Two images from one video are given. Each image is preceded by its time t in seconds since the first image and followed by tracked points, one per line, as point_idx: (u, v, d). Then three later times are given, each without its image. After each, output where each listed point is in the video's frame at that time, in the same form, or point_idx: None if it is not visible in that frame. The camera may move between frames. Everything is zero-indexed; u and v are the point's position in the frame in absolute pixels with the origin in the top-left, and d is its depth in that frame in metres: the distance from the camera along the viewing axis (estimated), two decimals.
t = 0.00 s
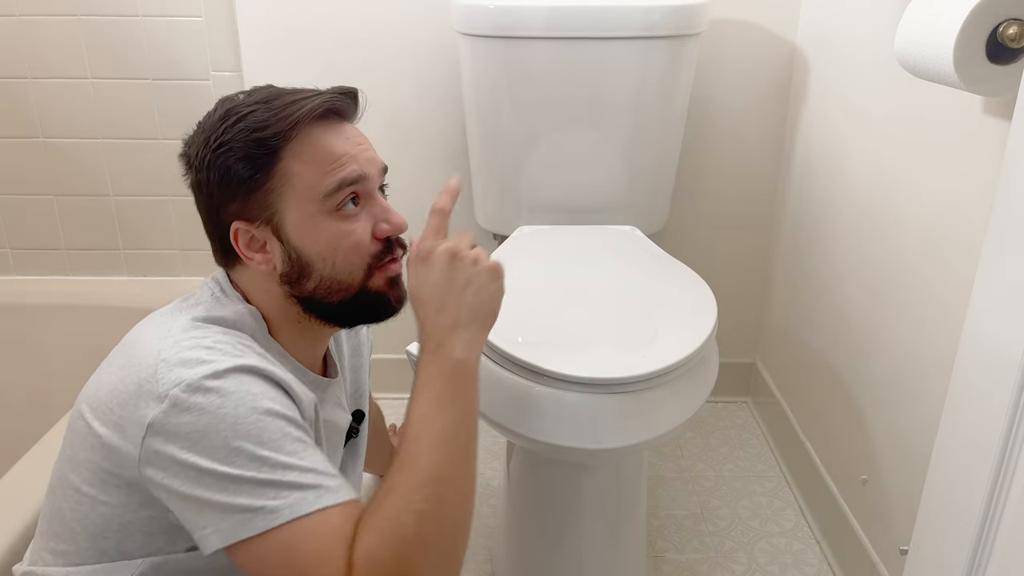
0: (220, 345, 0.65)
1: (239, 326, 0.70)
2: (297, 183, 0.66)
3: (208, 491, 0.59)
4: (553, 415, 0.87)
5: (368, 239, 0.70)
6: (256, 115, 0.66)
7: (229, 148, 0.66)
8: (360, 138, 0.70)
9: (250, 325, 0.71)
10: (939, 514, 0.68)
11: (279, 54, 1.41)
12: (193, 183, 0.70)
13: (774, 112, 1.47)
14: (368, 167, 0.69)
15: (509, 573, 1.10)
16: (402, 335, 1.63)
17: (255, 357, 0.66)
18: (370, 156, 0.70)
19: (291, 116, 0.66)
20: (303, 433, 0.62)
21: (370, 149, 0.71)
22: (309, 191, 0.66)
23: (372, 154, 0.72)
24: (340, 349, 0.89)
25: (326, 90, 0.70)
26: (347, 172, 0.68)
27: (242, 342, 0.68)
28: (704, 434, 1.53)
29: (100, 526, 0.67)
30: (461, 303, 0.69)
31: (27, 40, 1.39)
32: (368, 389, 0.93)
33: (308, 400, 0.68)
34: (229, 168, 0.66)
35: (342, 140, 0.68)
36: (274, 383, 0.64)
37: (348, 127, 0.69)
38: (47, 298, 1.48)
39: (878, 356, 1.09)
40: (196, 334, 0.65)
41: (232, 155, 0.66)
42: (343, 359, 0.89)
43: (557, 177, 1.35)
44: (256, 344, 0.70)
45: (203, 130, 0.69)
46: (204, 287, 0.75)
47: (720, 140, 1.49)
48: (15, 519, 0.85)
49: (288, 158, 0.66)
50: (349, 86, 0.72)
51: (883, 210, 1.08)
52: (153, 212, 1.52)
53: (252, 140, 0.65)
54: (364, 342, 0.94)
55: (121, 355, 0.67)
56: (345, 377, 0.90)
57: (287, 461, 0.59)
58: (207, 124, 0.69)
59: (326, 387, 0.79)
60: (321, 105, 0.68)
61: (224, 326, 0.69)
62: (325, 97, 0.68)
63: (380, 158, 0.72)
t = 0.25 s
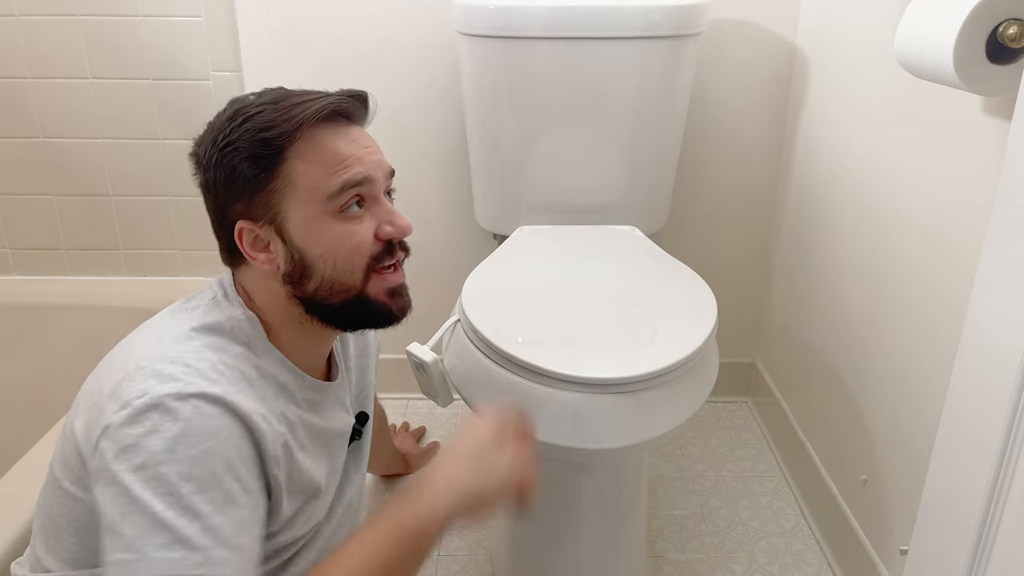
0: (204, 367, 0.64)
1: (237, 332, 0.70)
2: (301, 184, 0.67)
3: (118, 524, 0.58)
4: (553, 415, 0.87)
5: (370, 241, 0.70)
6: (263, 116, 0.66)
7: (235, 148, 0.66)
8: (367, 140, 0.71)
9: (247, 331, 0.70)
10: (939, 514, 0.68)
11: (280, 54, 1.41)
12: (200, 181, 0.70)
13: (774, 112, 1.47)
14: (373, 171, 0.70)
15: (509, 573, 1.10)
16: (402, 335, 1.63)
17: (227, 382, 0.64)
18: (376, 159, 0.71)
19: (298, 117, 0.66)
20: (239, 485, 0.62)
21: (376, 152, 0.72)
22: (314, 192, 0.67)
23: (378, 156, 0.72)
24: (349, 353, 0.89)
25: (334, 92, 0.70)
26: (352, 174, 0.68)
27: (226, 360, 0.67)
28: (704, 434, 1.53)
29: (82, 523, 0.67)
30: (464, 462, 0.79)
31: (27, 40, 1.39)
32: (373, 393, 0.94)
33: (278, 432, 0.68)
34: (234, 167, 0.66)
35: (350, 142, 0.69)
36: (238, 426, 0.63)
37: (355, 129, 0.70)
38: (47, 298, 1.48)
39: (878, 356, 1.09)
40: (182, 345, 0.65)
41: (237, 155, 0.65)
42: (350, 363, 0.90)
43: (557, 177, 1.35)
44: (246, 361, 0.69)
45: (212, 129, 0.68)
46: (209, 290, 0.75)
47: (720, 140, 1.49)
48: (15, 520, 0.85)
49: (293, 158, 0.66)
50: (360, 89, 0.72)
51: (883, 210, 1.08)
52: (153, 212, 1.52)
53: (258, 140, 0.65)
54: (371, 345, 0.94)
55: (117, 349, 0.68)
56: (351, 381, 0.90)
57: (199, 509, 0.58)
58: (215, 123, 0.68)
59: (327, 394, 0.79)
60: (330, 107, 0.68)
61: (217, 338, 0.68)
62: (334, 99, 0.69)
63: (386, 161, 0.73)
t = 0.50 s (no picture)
0: (175, 378, 0.64)
1: (226, 334, 0.71)
2: (294, 178, 0.68)
3: (46, 503, 0.61)
4: (552, 415, 0.87)
5: (342, 251, 0.68)
6: (291, 113, 0.69)
7: (263, 139, 0.70)
8: (381, 158, 0.70)
9: (237, 334, 0.71)
10: (940, 514, 0.68)
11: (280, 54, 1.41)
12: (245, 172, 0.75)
13: (774, 112, 1.47)
14: (368, 183, 0.69)
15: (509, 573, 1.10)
16: (402, 335, 1.63)
17: (188, 395, 0.64)
18: (383, 177, 0.70)
19: (315, 116, 0.68)
20: (160, 506, 0.62)
21: (392, 173, 0.71)
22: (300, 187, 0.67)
23: (392, 177, 0.71)
24: (355, 358, 0.89)
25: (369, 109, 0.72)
26: (343, 179, 0.68)
27: (201, 370, 0.67)
28: (704, 434, 1.53)
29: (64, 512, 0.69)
30: None
31: (27, 41, 1.39)
32: (377, 400, 0.94)
33: (238, 450, 0.68)
34: (256, 154, 0.69)
35: (356, 152, 0.69)
36: (186, 452, 0.63)
37: (370, 142, 0.70)
38: (46, 298, 1.48)
39: (878, 356, 1.09)
40: (162, 347, 0.66)
41: (262, 142, 0.69)
42: (356, 368, 0.90)
43: (557, 177, 1.35)
44: (231, 365, 0.70)
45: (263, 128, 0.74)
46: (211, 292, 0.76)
47: (720, 140, 1.49)
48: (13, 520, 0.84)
49: (297, 153, 0.68)
50: (397, 113, 0.73)
51: (883, 210, 1.08)
52: (153, 212, 1.52)
53: (279, 134, 0.68)
54: (379, 352, 0.94)
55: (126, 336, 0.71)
56: (355, 386, 0.90)
57: (106, 521, 0.60)
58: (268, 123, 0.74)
59: (320, 399, 0.79)
60: (349, 117, 0.69)
61: (201, 343, 0.69)
62: (361, 112, 0.70)
63: (397, 187, 0.71)
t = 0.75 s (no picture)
0: (163, 367, 0.65)
1: (223, 329, 0.71)
2: (303, 177, 0.69)
3: (24, 482, 0.62)
4: (552, 415, 0.87)
5: (337, 255, 0.67)
6: (313, 116, 0.72)
7: (284, 138, 0.72)
8: (390, 168, 0.71)
9: (234, 330, 0.71)
10: (940, 514, 0.68)
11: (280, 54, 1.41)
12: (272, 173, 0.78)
13: (774, 112, 1.47)
14: (372, 190, 0.69)
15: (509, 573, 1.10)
16: (402, 335, 1.63)
17: (171, 386, 0.64)
18: (389, 186, 0.70)
19: (332, 121, 0.70)
20: (131, 492, 0.61)
21: (400, 184, 0.71)
22: (306, 186, 0.68)
23: (400, 188, 0.71)
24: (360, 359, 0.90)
25: (387, 119, 0.73)
26: (347, 183, 0.68)
27: (192, 362, 0.67)
28: (704, 434, 1.53)
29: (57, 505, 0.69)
30: None
31: (27, 41, 1.39)
32: (380, 402, 0.94)
33: (222, 442, 0.68)
34: (277, 153, 0.72)
35: (364, 158, 0.70)
36: (165, 442, 0.62)
37: (381, 151, 0.71)
38: (46, 297, 1.48)
39: (878, 357, 1.09)
40: (157, 338, 0.67)
41: (283, 142, 0.72)
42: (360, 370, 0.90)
43: (557, 176, 1.35)
44: (225, 358, 0.70)
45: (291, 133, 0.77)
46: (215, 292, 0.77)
47: (720, 140, 1.49)
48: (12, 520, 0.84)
49: (310, 154, 0.70)
50: (415, 126, 0.74)
51: (883, 210, 1.08)
52: (153, 211, 1.52)
53: (297, 134, 0.71)
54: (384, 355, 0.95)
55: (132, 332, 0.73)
56: (358, 387, 0.90)
57: (77, 500, 0.60)
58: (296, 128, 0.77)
59: (316, 397, 0.78)
60: (367, 125, 0.71)
61: (197, 335, 0.69)
62: (379, 122, 0.72)
63: (402, 199, 0.71)
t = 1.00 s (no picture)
0: (161, 360, 0.64)
1: (223, 327, 0.72)
2: (306, 181, 0.69)
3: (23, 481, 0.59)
4: (552, 416, 0.87)
5: (337, 260, 0.67)
6: (319, 119, 0.72)
7: (291, 141, 0.73)
8: (392, 173, 0.70)
9: (234, 328, 0.72)
10: (940, 514, 0.68)
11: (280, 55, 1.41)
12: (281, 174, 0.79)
13: (774, 112, 1.47)
14: (373, 195, 0.69)
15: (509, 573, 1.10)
16: (402, 335, 1.63)
17: (167, 378, 0.63)
18: (391, 192, 0.70)
19: (336, 124, 0.71)
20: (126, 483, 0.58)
21: (403, 189, 0.71)
22: (309, 190, 0.69)
23: (403, 193, 0.71)
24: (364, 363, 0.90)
25: (392, 123, 0.73)
26: (348, 187, 0.68)
27: (189, 354, 0.66)
28: (705, 434, 1.53)
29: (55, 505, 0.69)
30: None
31: (27, 41, 1.39)
32: (384, 405, 0.94)
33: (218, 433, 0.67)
34: (283, 155, 0.73)
35: (367, 162, 0.70)
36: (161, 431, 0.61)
37: (384, 156, 0.70)
38: (46, 297, 1.48)
39: (878, 356, 1.09)
40: (155, 334, 0.67)
41: (289, 144, 0.73)
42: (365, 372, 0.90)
43: (557, 177, 1.35)
44: (225, 353, 0.70)
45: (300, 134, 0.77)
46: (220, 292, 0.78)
47: (720, 140, 1.49)
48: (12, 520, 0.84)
49: (314, 157, 0.70)
50: (421, 131, 0.74)
51: (883, 210, 1.08)
52: (153, 212, 1.52)
53: (302, 137, 0.71)
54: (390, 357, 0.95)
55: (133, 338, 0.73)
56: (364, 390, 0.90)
57: (71, 490, 0.57)
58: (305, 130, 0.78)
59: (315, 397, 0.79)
60: (371, 129, 0.71)
61: (196, 331, 0.69)
62: (383, 126, 0.72)
63: (404, 204, 0.71)
